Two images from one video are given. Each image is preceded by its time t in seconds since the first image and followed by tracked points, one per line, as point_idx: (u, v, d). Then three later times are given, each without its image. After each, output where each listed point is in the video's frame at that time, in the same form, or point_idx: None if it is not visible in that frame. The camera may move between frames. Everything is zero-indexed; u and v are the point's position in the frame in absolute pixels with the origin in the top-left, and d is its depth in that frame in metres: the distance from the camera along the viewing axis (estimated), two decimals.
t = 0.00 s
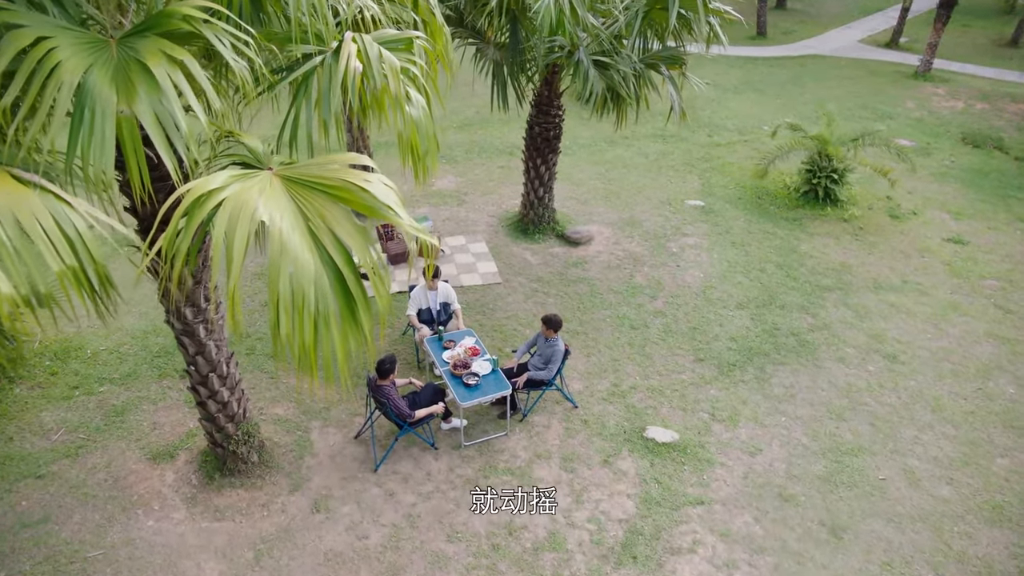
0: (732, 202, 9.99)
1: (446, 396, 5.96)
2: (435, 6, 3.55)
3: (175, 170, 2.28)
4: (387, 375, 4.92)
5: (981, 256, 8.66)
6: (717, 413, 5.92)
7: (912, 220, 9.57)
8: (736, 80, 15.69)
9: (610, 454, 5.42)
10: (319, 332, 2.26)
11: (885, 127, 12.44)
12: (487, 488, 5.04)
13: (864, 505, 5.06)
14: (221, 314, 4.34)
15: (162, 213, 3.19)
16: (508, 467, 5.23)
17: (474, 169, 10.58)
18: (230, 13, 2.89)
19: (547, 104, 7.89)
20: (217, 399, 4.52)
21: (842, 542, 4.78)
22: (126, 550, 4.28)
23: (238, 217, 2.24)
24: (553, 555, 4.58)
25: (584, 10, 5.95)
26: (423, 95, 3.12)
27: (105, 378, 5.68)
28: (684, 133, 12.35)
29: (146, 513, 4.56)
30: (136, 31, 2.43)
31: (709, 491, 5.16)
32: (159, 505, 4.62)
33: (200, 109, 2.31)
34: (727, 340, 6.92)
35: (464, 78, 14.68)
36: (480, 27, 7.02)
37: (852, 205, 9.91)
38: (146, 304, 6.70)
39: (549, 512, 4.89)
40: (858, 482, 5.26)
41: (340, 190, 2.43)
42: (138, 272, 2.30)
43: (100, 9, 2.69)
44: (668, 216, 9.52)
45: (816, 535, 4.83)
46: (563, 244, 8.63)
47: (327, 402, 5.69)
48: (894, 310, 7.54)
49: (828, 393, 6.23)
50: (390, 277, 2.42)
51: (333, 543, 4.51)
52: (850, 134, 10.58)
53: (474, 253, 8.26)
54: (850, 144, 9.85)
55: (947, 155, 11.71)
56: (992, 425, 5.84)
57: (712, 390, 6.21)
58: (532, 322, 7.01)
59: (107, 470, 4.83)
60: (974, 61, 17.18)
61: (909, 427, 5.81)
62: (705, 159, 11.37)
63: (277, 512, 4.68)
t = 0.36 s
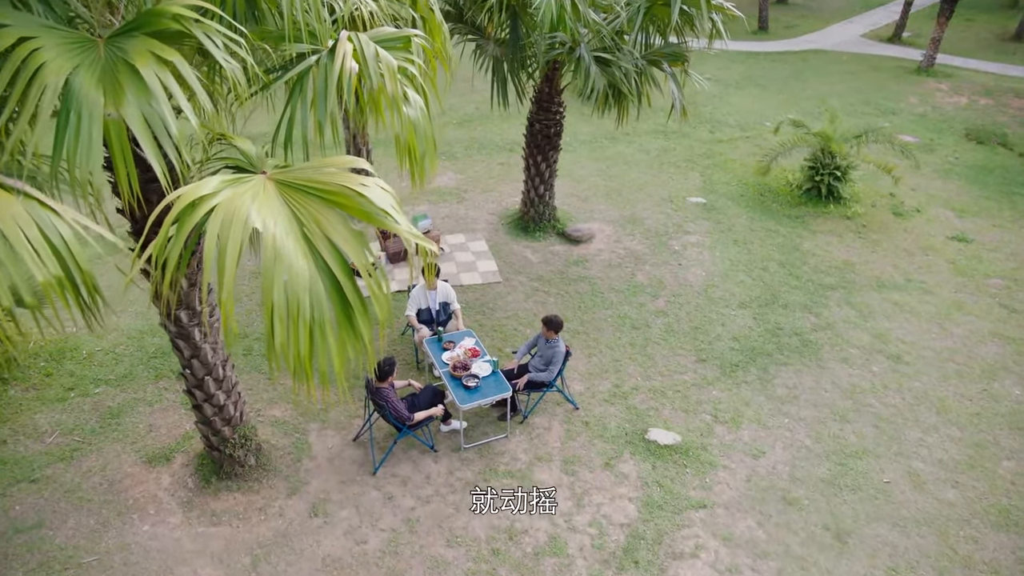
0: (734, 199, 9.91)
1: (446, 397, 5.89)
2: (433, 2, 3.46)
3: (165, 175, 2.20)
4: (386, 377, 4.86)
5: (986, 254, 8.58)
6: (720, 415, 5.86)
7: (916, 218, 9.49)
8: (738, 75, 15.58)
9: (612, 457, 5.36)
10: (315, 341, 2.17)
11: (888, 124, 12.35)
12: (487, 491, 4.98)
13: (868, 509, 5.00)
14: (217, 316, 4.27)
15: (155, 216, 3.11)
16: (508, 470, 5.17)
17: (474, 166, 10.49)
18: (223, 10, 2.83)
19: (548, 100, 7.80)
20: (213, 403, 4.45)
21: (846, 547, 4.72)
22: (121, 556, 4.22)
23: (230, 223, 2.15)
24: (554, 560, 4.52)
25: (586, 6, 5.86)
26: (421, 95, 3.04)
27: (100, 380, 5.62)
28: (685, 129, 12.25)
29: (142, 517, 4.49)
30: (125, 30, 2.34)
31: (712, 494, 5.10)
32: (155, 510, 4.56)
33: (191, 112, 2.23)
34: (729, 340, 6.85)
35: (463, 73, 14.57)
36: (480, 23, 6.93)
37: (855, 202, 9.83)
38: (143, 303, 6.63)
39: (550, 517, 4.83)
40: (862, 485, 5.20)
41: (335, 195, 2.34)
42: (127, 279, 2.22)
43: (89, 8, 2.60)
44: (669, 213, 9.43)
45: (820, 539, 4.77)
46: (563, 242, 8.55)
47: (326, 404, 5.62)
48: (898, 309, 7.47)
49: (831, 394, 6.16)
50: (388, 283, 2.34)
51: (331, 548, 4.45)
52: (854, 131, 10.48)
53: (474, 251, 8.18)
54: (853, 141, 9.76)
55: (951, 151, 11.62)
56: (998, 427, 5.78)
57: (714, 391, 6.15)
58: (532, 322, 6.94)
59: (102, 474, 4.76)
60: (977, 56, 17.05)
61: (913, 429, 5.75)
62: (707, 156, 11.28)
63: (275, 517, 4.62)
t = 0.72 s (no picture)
0: (738, 196, 9.82)
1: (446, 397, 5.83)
2: None
3: (155, 179, 2.12)
4: (386, 378, 4.80)
5: (993, 252, 8.49)
6: (724, 416, 5.79)
7: (921, 215, 9.39)
8: (742, 70, 15.45)
9: (614, 459, 5.30)
10: (311, 352, 2.10)
11: (893, 119, 12.23)
12: (488, 494, 4.93)
13: (874, 513, 4.94)
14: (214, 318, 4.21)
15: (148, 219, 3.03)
16: (510, 472, 5.11)
17: (476, 162, 10.39)
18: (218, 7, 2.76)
19: (550, 96, 7.71)
20: (210, 405, 4.39)
21: (852, 551, 4.65)
22: (117, 560, 4.17)
23: (222, 231, 2.07)
24: (555, 564, 4.47)
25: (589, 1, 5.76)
26: (421, 95, 2.96)
27: (98, 379, 5.56)
28: (688, 124, 12.14)
29: (139, 520, 4.44)
30: (115, 28, 2.25)
31: (716, 497, 5.04)
32: (152, 513, 4.51)
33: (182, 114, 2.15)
34: (733, 339, 6.78)
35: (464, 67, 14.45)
36: (481, 18, 6.86)
37: (860, 199, 9.73)
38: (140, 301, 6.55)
39: (552, 520, 4.77)
40: (868, 488, 5.13)
41: (332, 199, 2.27)
42: (116, 286, 2.16)
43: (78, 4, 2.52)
44: (673, 210, 9.34)
45: (825, 543, 4.71)
46: (565, 239, 8.47)
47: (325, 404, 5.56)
48: (904, 308, 7.39)
49: (837, 395, 6.09)
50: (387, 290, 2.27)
51: (330, 552, 4.39)
52: (859, 126, 10.37)
53: (475, 248, 8.10)
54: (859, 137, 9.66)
55: (957, 147, 11.51)
56: (1005, 429, 5.70)
57: (718, 391, 6.08)
58: (534, 320, 6.87)
59: (99, 476, 4.71)
60: (984, 50, 16.89)
61: (919, 431, 5.68)
62: (711, 151, 11.17)
63: (273, 519, 4.57)
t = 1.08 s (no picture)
0: (742, 192, 9.72)
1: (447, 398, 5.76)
2: None
3: (145, 185, 2.04)
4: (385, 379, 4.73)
5: (1000, 250, 8.39)
6: (728, 417, 5.73)
7: (928, 212, 9.29)
8: (746, 64, 15.30)
9: (617, 461, 5.23)
10: (306, 363, 2.03)
11: (900, 114, 12.10)
12: (490, 497, 4.87)
13: (881, 517, 4.87)
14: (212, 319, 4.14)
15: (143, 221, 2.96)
16: (511, 474, 5.05)
17: (478, 157, 10.30)
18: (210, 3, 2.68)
19: (553, 91, 7.61)
20: (207, 407, 4.32)
21: (858, 556, 4.59)
22: (114, 564, 4.12)
23: (214, 238, 2.00)
24: (557, 568, 4.41)
25: None
26: (420, 95, 2.88)
27: (95, 379, 5.50)
28: (692, 119, 12.02)
29: (136, 523, 4.39)
30: (102, 27, 2.17)
31: (720, 501, 4.98)
32: (149, 515, 4.45)
33: (173, 117, 2.07)
34: (737, 339, 6.70)
35: (466, 61, 14.33)
36: (483, 12, 6.78)
37: (866, 196, 9.63)
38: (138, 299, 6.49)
39: (554, 523, 4.71)
40: (874, 492, 5.06)
41: (327, 205, 2.19)
42: (105, 296, 2.10)
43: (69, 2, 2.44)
44: (676, 207, 9.25)
45: (830, 548, 4.64)
46: (568, 236, 8.39)
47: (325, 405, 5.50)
48: (911, 307, 7.30)
49: (842, 396, 6.02)
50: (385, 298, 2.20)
51: (329, 556, 4.34)
52: (865, 122, 10.26)
53: (477, 245, 8.02)
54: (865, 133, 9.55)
55: (964, 143, 11.38)
56: (1014, 432, 5.63)
57: (722, 392, 6.00)
58: (536, 319, 6.80)
59: (96, 478, 4.65)
60: (992, 44, 16.70)
61: (926, 433, 5.60)
62: (715, 147, 11.06)
63: (272, 522, 4.51)
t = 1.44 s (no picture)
0: (746, 188, 9.62)
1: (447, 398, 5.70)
2: None
3: (130, 191, 1.96)
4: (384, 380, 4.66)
5: (1006, 248, 8.30)
6: (731, 419, 5.66)
7: (933, 209, 9.19)
8: (750, 57, 15.16)
9: (619, 463, 5.17)
10: (297, 376, 1.95)
11: (905, 109, 11.98)
12: (490, 499, 4.81)
13: (886, 521, 4.80)
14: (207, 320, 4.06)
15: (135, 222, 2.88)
16: (511, 476, 4.99)
17: (479, 152, 10.20)
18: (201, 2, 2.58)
19: (555, 87, 7.51)
20: (203, 410, 4.26)
21: (863, 562, 4.53)
22: (108, 568, 4.06)
23: (202, 246, 1.92)
24: (558, 573, 4.35)
25: None
26: (417, 95, 2.80)
27: (91, 379, 5.43)
28: (696, 114, 11.90)
29: (131, 527, 4.33)
30: (85, 27, 2.09)
31: (722, 504, 4.92)
32: (145, 518, 4.40)
33: (159, 120, 1.99)
34: (741, 338, 6.63)
35: (467, 54, 14.19)
36: (484, 6, 6.69)
37: (871, 192, 9.52)
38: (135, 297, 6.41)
39: (555, 527, 4.65)
40: (879, 495, 5.00)
41: (321, 212, 2.12)
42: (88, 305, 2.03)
43: None
44: (679, 203, 9.15)
45: (834, 553, 4.58)
46: (569, 233, 8.30)
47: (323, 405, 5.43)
48: (916, 306, 7.22)
49: (847, 397, 5.94)
50: (380, 307, 2.12)
51: (327, 560, 4.29)
52: (871, 117, 10.14)
53: (477, 242, 7.94)
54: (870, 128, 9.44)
55: (970, 138, 11.26)
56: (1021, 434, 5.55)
57: (725, 393, 5.93)
58: (537, 318, 6.72)
59: (91, 480, 4.59)
60: (998, 37, 16.53)
61: (932, 435, 5.53)
62: (718, 142, 10.96)
63: (269, 526, 4.46)
